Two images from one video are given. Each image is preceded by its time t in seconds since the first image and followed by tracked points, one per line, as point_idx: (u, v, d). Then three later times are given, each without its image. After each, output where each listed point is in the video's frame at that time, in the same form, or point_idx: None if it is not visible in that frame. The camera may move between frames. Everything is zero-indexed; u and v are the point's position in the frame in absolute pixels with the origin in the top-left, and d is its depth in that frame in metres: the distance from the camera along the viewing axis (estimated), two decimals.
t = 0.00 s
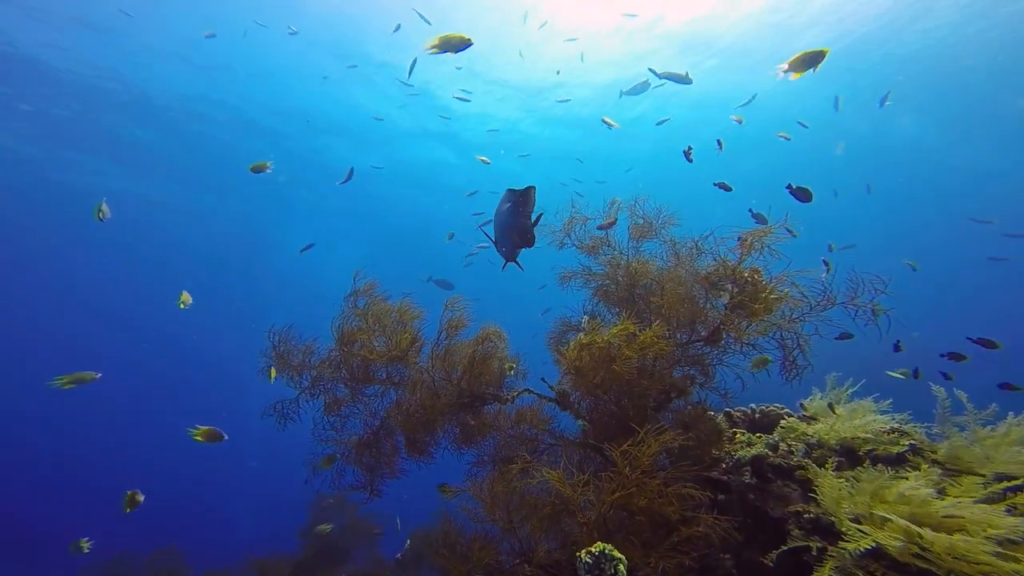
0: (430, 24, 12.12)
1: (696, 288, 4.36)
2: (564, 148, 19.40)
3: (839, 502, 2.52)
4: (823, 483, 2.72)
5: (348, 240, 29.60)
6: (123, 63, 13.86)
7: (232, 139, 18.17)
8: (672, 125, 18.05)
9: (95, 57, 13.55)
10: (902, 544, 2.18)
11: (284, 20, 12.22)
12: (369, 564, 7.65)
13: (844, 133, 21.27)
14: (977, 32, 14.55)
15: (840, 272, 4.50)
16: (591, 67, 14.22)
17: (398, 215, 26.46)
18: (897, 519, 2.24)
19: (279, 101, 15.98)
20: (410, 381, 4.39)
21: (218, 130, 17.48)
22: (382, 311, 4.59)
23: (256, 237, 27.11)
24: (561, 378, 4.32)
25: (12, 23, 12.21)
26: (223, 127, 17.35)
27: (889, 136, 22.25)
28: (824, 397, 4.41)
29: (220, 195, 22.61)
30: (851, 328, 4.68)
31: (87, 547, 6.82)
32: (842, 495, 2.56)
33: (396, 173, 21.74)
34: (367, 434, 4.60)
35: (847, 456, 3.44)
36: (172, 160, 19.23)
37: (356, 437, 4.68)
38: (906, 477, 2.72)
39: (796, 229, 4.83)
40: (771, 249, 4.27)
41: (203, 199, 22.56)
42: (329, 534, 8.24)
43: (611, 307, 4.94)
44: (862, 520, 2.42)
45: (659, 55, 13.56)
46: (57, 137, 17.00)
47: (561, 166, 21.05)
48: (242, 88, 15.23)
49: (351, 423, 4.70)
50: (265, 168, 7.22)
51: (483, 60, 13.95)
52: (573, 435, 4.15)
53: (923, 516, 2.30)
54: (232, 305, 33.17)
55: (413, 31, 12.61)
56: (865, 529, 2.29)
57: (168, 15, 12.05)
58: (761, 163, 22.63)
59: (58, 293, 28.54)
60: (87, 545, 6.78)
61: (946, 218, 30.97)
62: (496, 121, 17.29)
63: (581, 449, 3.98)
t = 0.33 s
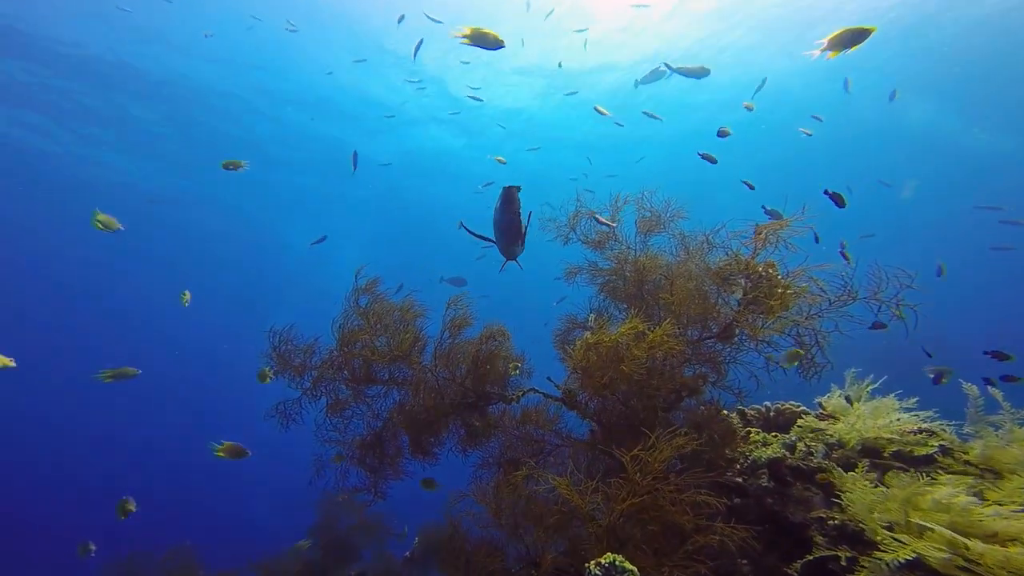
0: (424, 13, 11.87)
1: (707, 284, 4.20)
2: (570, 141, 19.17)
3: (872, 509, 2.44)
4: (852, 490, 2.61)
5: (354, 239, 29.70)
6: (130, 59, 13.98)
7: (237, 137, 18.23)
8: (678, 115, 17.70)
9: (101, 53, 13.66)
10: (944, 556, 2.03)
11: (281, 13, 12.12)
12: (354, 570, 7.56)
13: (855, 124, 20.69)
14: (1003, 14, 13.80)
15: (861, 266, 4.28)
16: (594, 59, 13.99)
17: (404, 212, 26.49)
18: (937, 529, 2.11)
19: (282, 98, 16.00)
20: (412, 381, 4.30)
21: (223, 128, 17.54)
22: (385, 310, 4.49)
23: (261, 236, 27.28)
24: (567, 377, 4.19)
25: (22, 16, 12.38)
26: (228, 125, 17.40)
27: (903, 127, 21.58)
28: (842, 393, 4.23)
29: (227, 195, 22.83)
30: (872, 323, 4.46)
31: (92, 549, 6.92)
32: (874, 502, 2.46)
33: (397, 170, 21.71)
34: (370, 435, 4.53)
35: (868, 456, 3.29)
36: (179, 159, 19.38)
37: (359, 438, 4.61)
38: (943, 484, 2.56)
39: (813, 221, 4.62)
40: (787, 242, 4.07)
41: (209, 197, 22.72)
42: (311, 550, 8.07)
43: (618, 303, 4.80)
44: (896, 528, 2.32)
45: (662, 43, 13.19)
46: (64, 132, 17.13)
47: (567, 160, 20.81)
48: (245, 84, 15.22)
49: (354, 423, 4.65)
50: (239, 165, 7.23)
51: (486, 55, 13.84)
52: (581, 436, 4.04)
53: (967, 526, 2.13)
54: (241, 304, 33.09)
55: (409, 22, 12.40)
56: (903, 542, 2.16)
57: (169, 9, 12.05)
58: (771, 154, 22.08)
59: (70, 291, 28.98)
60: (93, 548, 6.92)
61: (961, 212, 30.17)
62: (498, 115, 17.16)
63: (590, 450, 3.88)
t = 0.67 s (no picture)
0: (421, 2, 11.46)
1: (718, 279, 4.01)
2: (576, 133, 18.78)
3: (903, 522, 2.26)
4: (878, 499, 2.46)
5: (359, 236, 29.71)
6: (124, 66, 13.72)
7: (240, 137, 18.15)
8: (687, 105, 17.26)
9: (93, 60, 13.38)
10: None
11: (276, 7, 11.85)
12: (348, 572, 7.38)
13: (871, 111, 19.85)
14: None
15: (888, 260, 3.99)
16: (597, 46, 13.56)
17: (409, 208, 26.38)
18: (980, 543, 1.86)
19: (281, 95, 15.78)
20: (413, 383, 4.20)
21: (226, 128, 17.49)
22: (380, 310, 4.38)
23: (268, 235, 27.40)
24: (572, 377, 4.02)
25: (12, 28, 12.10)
26: (230, 125, 17.31)
27: (924, 114, 20.71)
28: (864, 391, 3.98)
29: (232, 194, 22.86)
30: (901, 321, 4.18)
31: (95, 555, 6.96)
32: (905, 514, 2.29)
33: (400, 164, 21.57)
34: (369, 436, 4.42)
35: (892, 460, 3.09)
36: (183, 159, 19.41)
37: (358, 438, 4.51)
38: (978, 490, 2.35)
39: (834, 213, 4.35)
40: (805, 236, 3.84)
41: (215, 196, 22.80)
42: (308, 552, 7.92)
43: (625, 300, 4.63)
44: (929, 541, 2.13)
45: (667, 26, 12.60)
46: (70, 134, 17.16)
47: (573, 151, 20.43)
48: (246, 84, 15.11)
49: (354, 424, 4.56)
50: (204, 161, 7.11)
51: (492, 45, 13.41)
52: (588, 438, 3.90)
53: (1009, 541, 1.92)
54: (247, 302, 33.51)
55: (407, 13, 12.10)
56: (939, 558, 1.97)
57: (164, 8, 11.85)
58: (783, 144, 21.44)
59: (79, 293, 29.41)
60: (95, 555, 6.93)
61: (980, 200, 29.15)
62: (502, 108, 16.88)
63: (596, 452, 3.76)
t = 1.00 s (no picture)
0: None
1: (729, 278, 3.77)
2: (582, 128, 18.41)
3: (953, 548, 2.16)
4: (918, 523, 2.36)
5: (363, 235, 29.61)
6: (126, 63, 13.61)
7: (243, 135, 18.05)
8: (695, 100, 16.80)
9: (96, 59, 13.30)
10: None
11: (279, 0, 11.68)
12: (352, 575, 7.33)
13: (887, 106, 19.29)
14: None
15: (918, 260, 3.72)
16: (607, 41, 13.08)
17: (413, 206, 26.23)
18: None
19: (282, 91, 15.61)
20: (408, 388, 4.05)
21: (229, 126, 17.39)
22: (373, 312, 4.22)
23: (272, 234, 27.38)
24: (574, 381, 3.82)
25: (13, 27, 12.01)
26: (232, 123, 17.19)
27: (944, 105, 19.97)
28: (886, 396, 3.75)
29: (235, 193, 22.82)
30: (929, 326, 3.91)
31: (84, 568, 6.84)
32: (954, 540, 2.19)
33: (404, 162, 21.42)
34: (363, 441, 4.31)
35: (923, 469, 2.87)
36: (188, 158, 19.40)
37: (352, 443, 4.41)
38: None
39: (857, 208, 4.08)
40: (825, 234, 3.57)
41: (220, 195, 22.84)
42: (308, 554, 7.85)
43: (630, 299, 4.45)
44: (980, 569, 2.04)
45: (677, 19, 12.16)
46: (75, 132, 17.17)
47: (578, 147, 20.10)
48: (247, 81, 14.96)
49: (348, 428, 4.44)
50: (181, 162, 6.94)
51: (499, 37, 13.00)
52: (591, 446, 3.72)
53: None
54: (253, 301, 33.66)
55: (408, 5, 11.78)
56: None
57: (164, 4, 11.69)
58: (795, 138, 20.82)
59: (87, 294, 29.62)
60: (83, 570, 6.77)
61: (994, 191, 28.60)
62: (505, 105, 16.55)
63: (599, 460, 3.58)
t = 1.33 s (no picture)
0: None
1: (741, 279, 3.50)
2: (591, 123, 17.98)
3: None
4: (959, 552, 2.07)
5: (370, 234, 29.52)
6: (131, 60, 13.59)
7: (248, 132, 18.00)
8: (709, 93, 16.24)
9: (101, 56, 13.29)
10: None
11: None
12: (361, 574, 7.27)
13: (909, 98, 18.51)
14: None
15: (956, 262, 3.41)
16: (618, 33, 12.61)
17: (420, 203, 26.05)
18: None
19: (285, 89, 15.53)
20: (400, 396, 3.87)
21: (233, 124, 17.34)
22: (364, 316, 4.06)
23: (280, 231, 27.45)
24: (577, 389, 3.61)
25: (15, 24, 11.99)
26: (237, 120, 17.13)
27: (971, 94, 19.09)
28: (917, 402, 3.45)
29: (243, 192, 22.89)
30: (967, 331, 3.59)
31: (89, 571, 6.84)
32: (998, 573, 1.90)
33: (410, 160, 21.23)
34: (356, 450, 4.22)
35: (960, 484, 2.59)
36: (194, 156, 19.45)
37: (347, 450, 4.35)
38: None
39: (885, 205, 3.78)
40: (847, 233, 3.32)
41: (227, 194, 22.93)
42: (317, 554, 7.82)
43: (635, 300, 4.22)
44: None
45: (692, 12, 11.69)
46: (80, 132, 17.19)
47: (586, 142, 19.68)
48: (251, 78, 14.86)
49: (342, 436, 4.35)
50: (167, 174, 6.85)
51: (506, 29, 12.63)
52: (595, 458, 3.50)
53: None
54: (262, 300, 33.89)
55: None
56: None
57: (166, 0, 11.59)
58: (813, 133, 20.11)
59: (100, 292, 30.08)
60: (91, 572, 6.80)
61: (1022, 186, 27.57)
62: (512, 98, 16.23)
63: (603, 474, 3.38)
